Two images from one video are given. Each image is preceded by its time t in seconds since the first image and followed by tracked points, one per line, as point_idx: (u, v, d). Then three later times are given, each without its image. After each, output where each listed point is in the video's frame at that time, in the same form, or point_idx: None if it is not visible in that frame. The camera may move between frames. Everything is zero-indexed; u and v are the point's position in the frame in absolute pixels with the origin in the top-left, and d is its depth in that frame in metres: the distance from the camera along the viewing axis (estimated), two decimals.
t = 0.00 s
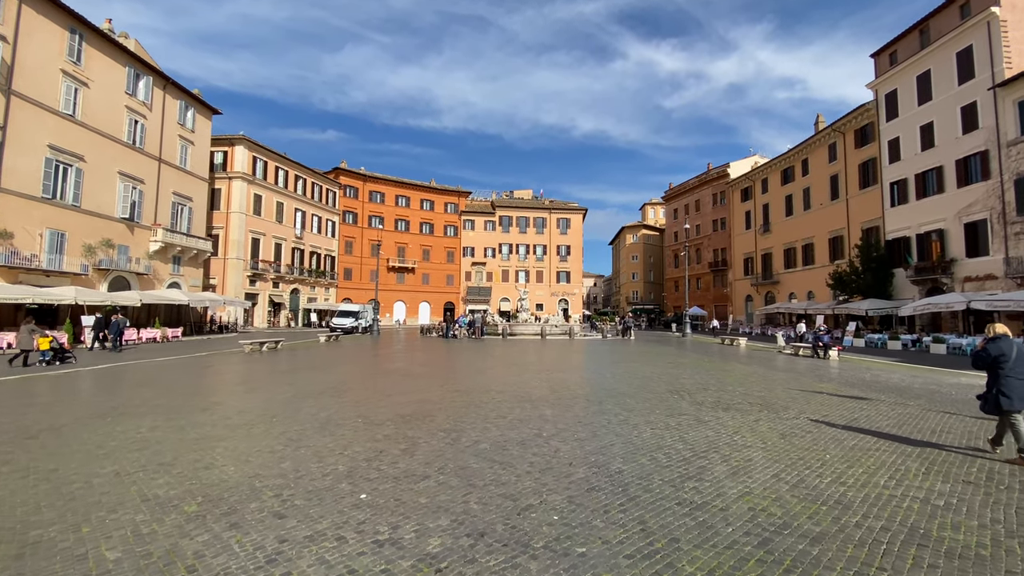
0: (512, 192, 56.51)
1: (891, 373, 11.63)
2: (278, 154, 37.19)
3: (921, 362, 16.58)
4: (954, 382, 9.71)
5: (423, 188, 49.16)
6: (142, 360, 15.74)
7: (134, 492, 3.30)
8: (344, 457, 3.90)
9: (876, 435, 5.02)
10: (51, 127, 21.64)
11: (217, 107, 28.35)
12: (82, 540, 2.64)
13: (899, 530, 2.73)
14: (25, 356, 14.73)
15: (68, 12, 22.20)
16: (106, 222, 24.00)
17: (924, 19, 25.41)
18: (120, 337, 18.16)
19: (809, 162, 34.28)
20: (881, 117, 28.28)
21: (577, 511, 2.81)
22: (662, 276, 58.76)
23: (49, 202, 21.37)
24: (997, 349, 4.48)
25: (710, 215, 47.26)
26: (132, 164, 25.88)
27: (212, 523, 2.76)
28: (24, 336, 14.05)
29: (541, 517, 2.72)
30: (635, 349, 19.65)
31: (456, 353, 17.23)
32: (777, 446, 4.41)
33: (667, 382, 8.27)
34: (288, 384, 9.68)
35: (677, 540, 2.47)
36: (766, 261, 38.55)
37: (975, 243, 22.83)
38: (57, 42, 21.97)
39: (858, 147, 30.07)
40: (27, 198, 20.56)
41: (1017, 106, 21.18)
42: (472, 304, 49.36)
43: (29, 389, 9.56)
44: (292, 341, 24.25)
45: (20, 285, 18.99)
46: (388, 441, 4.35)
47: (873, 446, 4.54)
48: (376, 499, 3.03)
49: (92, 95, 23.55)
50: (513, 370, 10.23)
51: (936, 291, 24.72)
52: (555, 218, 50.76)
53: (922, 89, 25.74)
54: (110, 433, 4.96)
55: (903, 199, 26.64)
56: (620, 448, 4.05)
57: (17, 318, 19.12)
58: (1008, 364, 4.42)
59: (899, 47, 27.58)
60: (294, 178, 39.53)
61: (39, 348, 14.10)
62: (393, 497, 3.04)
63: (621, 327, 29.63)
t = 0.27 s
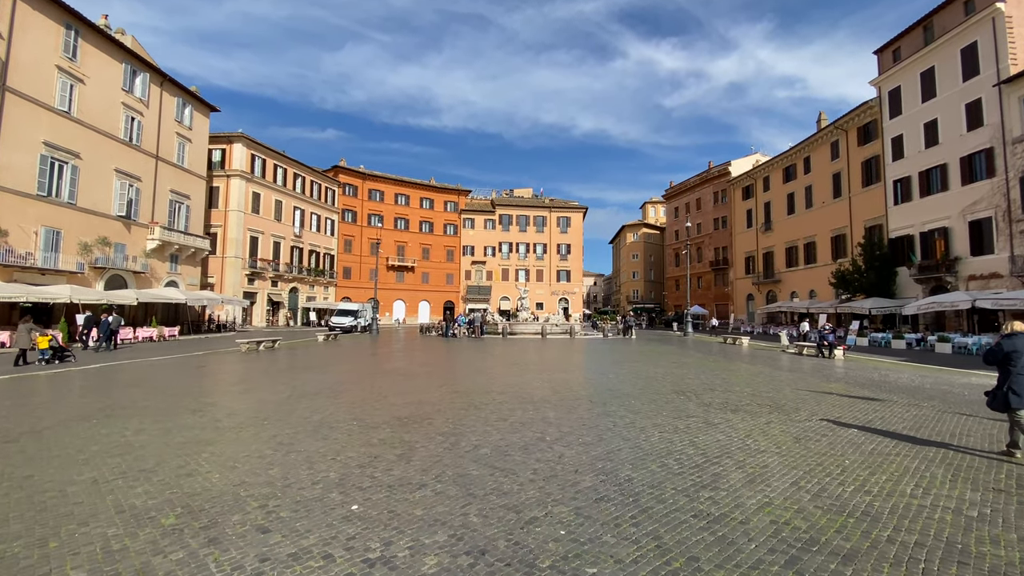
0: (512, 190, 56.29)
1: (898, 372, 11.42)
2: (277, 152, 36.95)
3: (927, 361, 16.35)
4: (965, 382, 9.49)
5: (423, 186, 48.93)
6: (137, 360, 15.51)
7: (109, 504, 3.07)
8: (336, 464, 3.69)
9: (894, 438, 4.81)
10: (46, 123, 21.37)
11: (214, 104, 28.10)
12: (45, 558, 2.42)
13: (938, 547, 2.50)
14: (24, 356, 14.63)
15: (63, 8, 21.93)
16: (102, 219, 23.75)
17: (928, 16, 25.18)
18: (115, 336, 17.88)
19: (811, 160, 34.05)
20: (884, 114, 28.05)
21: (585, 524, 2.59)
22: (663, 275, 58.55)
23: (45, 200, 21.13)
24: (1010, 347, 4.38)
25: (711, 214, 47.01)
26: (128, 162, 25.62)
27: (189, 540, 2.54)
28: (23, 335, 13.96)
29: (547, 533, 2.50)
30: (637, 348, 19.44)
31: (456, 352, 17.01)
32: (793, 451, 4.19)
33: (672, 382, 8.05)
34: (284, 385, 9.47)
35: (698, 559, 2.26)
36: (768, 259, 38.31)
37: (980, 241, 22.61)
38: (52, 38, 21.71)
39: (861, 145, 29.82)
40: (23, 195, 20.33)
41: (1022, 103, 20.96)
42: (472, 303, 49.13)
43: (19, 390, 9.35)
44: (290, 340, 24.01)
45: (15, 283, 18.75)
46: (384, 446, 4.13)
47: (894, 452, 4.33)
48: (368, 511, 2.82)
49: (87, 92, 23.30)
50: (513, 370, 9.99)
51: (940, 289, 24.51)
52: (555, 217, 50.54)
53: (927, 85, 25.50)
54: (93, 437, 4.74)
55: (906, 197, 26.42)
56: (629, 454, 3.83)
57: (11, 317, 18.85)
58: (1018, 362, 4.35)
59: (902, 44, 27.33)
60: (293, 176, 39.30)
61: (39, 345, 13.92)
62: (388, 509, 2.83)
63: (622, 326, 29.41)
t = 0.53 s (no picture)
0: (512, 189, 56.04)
1: (906, 373, 11.21)
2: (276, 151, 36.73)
3: (934, 362, 16.12)
4: (976, 384, 9.26)
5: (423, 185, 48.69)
6: (133, 360, 15.30)
7: (77, 524, 2.85)
8: (326, 477, 3.48)
9: (914, 447, 4.60)
10: (41, 121, 21.13)
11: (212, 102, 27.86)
12: None
13: None
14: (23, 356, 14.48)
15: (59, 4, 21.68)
16: (99, 218, 23.54)
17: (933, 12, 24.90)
18: (111, 336, 17.67)
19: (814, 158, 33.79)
20: (888, 112, 27.78)
21: (594, 550, 2.38)
22: (664, 274, 58.31)
23: (41, 199, 20.93)
24: None
25: (713, 212, 46.77)
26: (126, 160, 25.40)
27: (162, 566, 2.34)
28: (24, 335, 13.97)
29: (552, 560, 2.28)
30: (639, 348, 19.23)
31: (456, 353, 16.81)
32: (809, 461, 3.98)
33: (676, 385, 7.84)
34: (279, 387, 9.25)
35: None
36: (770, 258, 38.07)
37: (985, 240, 22.39)
38: (48, 34, 21.46)
39: (864, 143, 29.55)
40: (19, 194, 20.13)
41: None
42: (472, 303, 48.94)
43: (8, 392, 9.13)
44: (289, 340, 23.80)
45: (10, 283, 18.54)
46: (377, 456, 3.92)
47: (917, 462, 4.11)
48: (357, 532, 2.61)
49: (84, 90, 23.07)
50: (513, 372, 9.78)
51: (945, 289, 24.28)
52: (556, 216, 50.31)
53: (931, 83, 25.24)
54: (73, 445, 4.52)
55: (910, 196, 26.18)
56: (639, 466, 3.62)
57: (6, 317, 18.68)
58: None
59: (906, 41, 27.06)
60: (292, 174, 39.07)
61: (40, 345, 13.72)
62: (379, 530, 2.62)
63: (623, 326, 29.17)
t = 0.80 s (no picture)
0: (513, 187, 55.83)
1: (914, 372, 11.00)
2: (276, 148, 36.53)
3: (941, 361, 15.91)
4: (988, 384, 9.03)
5: (423, 183, 48.49)
6: (130, 359, 15.12)
7: (43, 534, 2.68)
8: (317, 482, 3.30)
9: (931, 450, 4.42)
10: (39, 118, 20.95)
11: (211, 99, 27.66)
12: None
13: None
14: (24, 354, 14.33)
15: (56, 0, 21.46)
16: (96, 216, 23.35)
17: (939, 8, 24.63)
18: (107, 334, 17.50)
19: (818, 156, 33.52)
20: (893, 109, 27.52)
21: (600, 567, 2.19)
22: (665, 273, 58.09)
23: (38, 196, 20.77)
24: None
25: (715, 211, 46.50)
26: (124, 158, 25.22)
27: None
28: (25, 333, 14.05)
29: None
30: (640, 347, 19.04)
31: (456, 352, 16.60)
32: (826, 466, 3.78)
33: (681, 385, 7.64)
34: (275, 386, 9.06)
35: None
36: (772, 257, 37.83)
37: (991, 238, 22.15)
38: (45, 31, 21.25)
39: (868, 140, 29.29)
40: (16, 191, 19.96)
41: None
42: (473, 301, 48.77)
43: None
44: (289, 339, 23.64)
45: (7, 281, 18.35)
46: (371, 461, 3.72)
47: (939, 467, 3.92)
48: (346, 544, 2.42)
49: (81, 87, 22.87)
50: (514, 371, 9.56)
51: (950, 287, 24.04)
52: (557, 215, 50.11)
53: (937, 79, 24.99)
54: (54, 449, 4.32)
55: (915, 193, 25.93)
56: (649, 471, 3.42)
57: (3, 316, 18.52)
58: None
59: (912, 36, 26.78)
60: (292, 172, 38.90)
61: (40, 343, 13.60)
62: (369, 543, 2.42)
63: (625, 325, 28.94)
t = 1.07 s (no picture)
0: (515, 186, 55.61)
1: (925, 374, 10.74)
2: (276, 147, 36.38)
3: (949, 361, 15.67)
4: (1002, 386, 8.79)
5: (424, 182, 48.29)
6: (128, 359, 14.96)
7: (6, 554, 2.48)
8: (305, 495, 3.09)
9: (955, 459, 4.21)
10: (37, 117, 20.79)
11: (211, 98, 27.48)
12: None
13: None
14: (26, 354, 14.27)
15: None
16: (95, 215, 23.20)
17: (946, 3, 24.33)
18: (105, 334, 17.32)
19: (822, 154, 33.22)
20: (898, 106, 27.22)
21: None
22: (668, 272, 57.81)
23: (37, 195, 20.63)
24: None
25: (718, 209, 46.20)
26: (124, 157, 25.06)
27: None
28: (26, 332, 13.98)
29: None
30: (643, 347, 18.82)
31: (457, 352, 16.40)
32: (847, 477, 3.57)
33: (688, 387, 7.41)
34: (272, 388, 8.87)
35: None
36: (776, 256, 37.53)
37: (999, 236, 21.86)
38: (44, 29, 21.08)
39: (874, 138, 28.99)
40: (14, 190, 19.82)
41: None
42: (474, 301, 48.59)
43: None
44: (288, 339, 23.45)
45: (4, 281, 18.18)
46: (364, 471, 3.51)
47: (966, 478, 3.71)
48: (331, 570, 2.21)
49: (80, 85, 22.72)
50: (516, 373, 9.35)
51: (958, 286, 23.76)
52: (558, 214, 49.88)
53: (943, 76, 24.69)
54: (34, 456, 4.12)
55: (922, 191, 25.64)
56: (659, 483, 3.21)
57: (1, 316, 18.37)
58: None
59: (918, 33, 26.48)
60: (293, 171, 38.74)
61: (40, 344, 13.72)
62: (356, 568, 2.21)
63: (628, 325, 28.71)
